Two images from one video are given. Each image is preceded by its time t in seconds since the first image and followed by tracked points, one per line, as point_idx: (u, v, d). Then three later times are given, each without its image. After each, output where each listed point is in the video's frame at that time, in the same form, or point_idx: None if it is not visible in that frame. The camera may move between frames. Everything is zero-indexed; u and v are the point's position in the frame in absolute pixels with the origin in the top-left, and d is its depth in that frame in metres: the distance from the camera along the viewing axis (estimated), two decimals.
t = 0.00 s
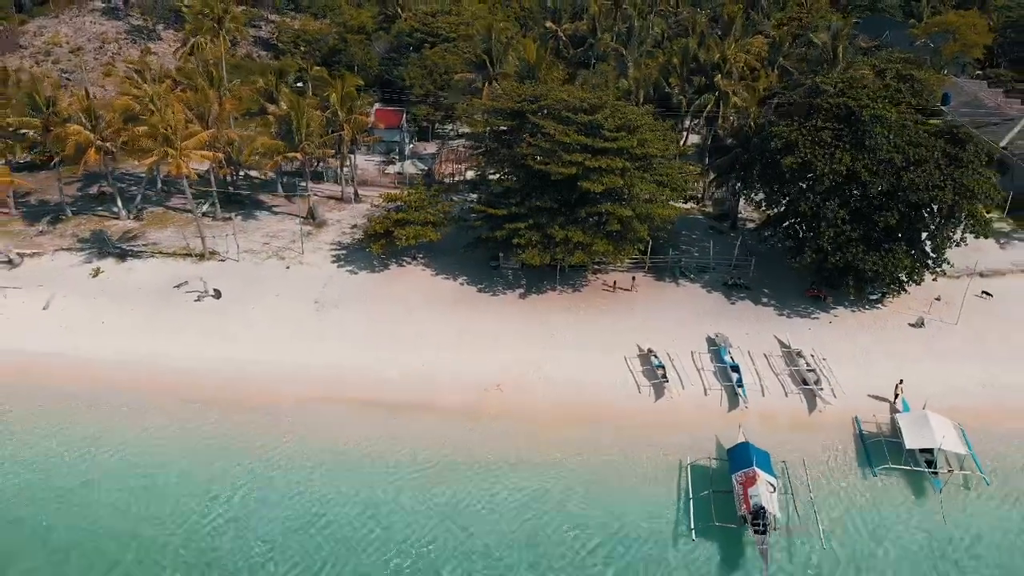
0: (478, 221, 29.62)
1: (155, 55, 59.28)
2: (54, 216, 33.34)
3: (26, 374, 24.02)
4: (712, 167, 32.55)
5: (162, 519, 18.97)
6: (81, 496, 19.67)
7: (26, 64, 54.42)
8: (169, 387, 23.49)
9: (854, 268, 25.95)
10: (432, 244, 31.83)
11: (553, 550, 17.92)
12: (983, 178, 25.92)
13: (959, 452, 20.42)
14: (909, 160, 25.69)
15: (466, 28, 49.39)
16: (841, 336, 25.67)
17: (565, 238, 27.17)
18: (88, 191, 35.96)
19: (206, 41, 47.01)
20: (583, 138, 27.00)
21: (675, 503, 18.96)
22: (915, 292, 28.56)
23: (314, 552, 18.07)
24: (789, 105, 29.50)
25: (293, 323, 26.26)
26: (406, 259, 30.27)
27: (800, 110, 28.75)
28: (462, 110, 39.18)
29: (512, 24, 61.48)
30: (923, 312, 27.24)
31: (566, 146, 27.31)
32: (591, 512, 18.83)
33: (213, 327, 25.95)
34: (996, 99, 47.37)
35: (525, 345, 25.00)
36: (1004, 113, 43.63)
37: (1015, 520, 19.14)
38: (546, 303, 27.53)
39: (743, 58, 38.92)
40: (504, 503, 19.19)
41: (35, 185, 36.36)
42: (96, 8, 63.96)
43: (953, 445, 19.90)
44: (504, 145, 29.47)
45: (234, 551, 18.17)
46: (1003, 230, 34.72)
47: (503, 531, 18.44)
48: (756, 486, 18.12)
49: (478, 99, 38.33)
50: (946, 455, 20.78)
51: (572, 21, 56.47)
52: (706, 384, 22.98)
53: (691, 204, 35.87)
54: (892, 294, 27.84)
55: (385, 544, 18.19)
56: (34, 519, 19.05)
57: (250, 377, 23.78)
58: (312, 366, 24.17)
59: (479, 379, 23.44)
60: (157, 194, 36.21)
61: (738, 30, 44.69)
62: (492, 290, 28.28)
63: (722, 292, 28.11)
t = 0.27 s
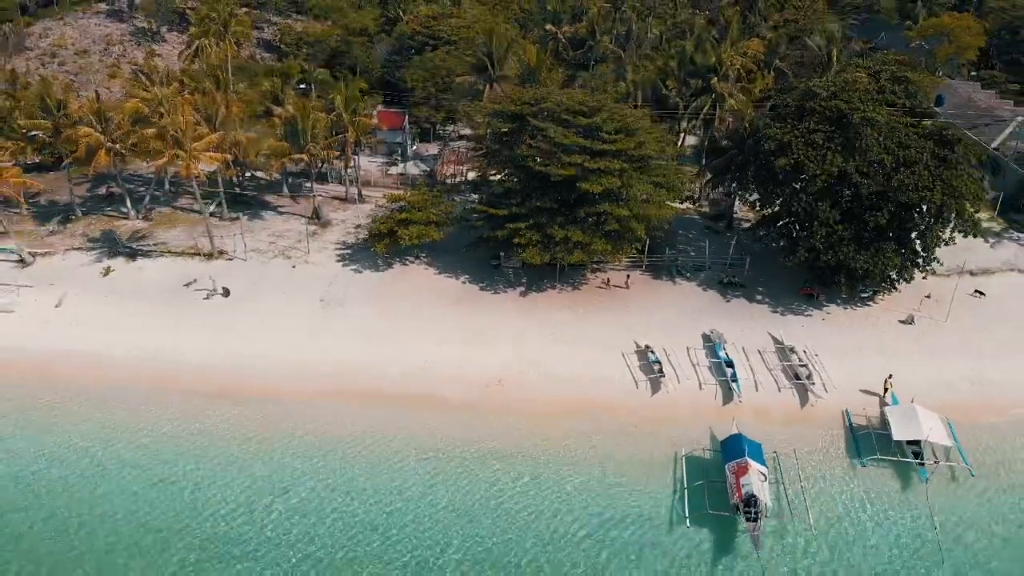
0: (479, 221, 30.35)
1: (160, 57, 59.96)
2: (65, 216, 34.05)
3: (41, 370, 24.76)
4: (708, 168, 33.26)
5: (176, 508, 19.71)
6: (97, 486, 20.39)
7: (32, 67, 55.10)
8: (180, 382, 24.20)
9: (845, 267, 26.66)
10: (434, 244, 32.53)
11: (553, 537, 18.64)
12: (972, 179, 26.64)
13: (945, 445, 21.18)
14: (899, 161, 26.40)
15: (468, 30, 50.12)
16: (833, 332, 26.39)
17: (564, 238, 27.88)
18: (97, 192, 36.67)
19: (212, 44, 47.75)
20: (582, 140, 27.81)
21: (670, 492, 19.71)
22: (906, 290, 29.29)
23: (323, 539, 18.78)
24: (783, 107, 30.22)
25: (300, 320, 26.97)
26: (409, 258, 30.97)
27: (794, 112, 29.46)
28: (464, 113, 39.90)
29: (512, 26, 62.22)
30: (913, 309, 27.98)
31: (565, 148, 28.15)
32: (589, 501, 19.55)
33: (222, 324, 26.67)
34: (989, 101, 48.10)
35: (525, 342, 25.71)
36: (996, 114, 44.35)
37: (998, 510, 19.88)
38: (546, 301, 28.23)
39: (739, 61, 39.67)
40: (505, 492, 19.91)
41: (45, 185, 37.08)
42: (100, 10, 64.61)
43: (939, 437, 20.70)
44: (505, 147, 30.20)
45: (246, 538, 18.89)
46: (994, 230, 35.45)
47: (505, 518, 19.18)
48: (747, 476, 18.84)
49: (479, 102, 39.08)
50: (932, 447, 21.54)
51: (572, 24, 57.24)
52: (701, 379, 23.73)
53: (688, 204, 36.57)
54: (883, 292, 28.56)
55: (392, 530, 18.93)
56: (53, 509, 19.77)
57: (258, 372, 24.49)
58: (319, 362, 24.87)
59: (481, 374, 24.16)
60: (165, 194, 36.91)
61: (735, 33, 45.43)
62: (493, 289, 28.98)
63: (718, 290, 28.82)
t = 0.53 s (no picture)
0: (481, 221, 31.18)
1: (165, 60, 60.73)
2: (76, 216, 34.87)
3: (57, 365, 25.59)
4: (704, 168, 34.10)
5: (190, 496, 20.54)
6: (115, 476, 21.22)
7: (38, 69, 55.84)
8: (192, 376, 25.04)
9: (836, 265, 27.51)
10: (437, 243, 33.34)
11: (551, 523, 19.47)
12: (958, 180, 27.50)
13: (931, 436, 21.97)
14: (888, 162, 27.26)
15: (469, 33, 50.99)
16: (824, 328, 27.22)
17: (564, 237, 28.71)
18: (107, 192, 37.47)
19: (217, 47, 48.58)
20: (580, 142, 28.61)
21: (664, 480, 20.57)
22: (895, 287, 30.13)
23: (331, 524, 19.60)
24: (777, 110, 31.08)
25: (308, 316, 27.81)
26: (413, 257, 31.80)
27: (786, 115, 30.32)
28: (465, 115, 40.76)
29: (513, 29, 63.11)
30: (902, 306, 28.82)
31: (565, 150, 28.94)
32: (587, 488, 20.41)
33: (232, 320, 27.51)
34: (981, 102, 49.00)
35: (526, 337, 26.54)
36: (987, 115, 45.25)
37: (980, 497, 20.73)
38: (546, 298, 29.05)
39: (734, 65, 40.50)
40: (506, 480, 20.76)
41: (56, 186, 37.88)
42: (105, 12, 65.36)
43: (923, 428, 21.48)
44: (506, 149, 31.05)
45: (258, 523, 19.71)
46: (983, 229, 36.30)
47: (506, 505, 20.01)
48: (739, 463, 19.71)
49: (481, 104, 39.94)
50: (918, 438, 22.34)
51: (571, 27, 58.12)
52: (695, 372, 24.59)
53: (685, 204, 37.41)
54: (874, 289, 29.39)
55: (397, 516, 19.75)
56: (72, 497, 20.60)
57: (268, 366, 25.33)
58: (327, 357, 25.71)
59: (484, 368, 25.00)
60: (173, 194, 37.72)
61: (732, 36, 46.33)
62: (495, 286, 29.82)
63: (712, 288, 29.66)
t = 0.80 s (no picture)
0: (483, 221, 31.92)
1: (169, 61, 61.42)
2: (86, 216, 35.58)
3: (71, 361, 26.35)
4: (700, 169, 34.84)
5: (202, 485, 21.29)
6: (130, 467, 21.98)
7: (45, 70, 56.52)
8: (202, 371, 25.78)
9: (828, 263, 28.26)
10: (439, 242, 34.05)
11: (550, 511, 20.21)
12: (947, 180, 28.25)
13: (918, 428, 22.67)
14: (879, 164, 28.02)
15: (470, 36, 51.73)
16: (816, 325, 27.97)
17: (564, 236, 29.44)
18: (115, 192, 38.19)
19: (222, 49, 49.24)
20: (579, 144, 29.34)
21: (660, 470, 21.33)
22: (887, 285, 30.87)
23: (338, 512, 20.35)
24: (771, 113, 31.83)
25: (314, 314, 28.55)
26: (416, 256, 32.52)
27: (780, 117, 31.08)
28: (467, 117, 41.50)
29: (513, 31, 63.83)
30: (893, 303, 29.56)
31: (565, 151, 29.65)
32: (584, 478, 21.16)
33: (240, 318, 28.24)
34: (975, 104, 49.76)
35: (526, 334, 27.27)
36: (980, 117, 46.01)
37: (965, 487, 21.47)
38: (546, 296, 29.78)
39: (731, 67, 41.23)
40: (507, 470, 21.52)
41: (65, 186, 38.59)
42: (110, 14, 66.00)
43: (911, 420, 22.18)
44: (507, 150, 31.77)
45: (267, 511, 20.44)
46: (975, 229, 37.05)
47: (507, 494, 20.76)
48: (732, 454, 20.39)
49: (482, 106, 40.68)
50: (907, 430, 23.02)
51: (570, 29, 58.88)
52: (691, 367, 25.35)
53: (682, 205, 38.14)
54: (865, 287, 30.14)
55: (402, 504, 20.51)
56: (88, 487, 21.34)
57: (276, 362, 26.07)
58: (333, 352, 26.45)
59: (485, 364, 25.76)
60: (181, 195, 38.44)
61: (729, 38, 47.08)
62: (496, 284, 30.55)
63: (708, 286, 30.40)
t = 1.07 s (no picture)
0: (484, 220, 32.66)
1: (173, 63, 62.25)
2: (95, 216, 36.33)
3: (84, 357, 27.13)
4: (697, 170, 35.60)
5: (213, 476, 22.08)
6: (143, 458, 22.76)
7: (51, 73, 57.35)
8: (211, 367, 26.53)
9: (821, 262, 29.01)
10: (442, 242, 34.77)
11: (549, 500, 20.98)
12: (937, 181, 29.01)
13: (907, 421, 23.38)
14: (870, 165, 28.79)
15: (471, 38, 52.50)
16: (809, 321, 28.73)
17: (563, 235, 30.19)
18: (123, 193, 38.92)
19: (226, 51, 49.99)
20: (578, 145, 30.11)
21: (656, 461, 22.09)
22: (879, 283, 31.62)
23: (344, 501, 21.13)
24: (766, 114, 32.60)
25: (321, 311, 29.30)
26: (419, 255, 33.27)
27: (775, 118, 31.83)
28: (469, 119, 42.27)
29: (513, 33, 64.64)
30: (885, 301, 30.31)
31: (564, 153, 30.40)
32: (583, 469, 21.94)
33: (248, 315, 29.00)
34: (969, 105, 50.49)
35: (526, 331, 28.01)
36: (973, 118, 46.79)
37: (951, 478, 22.21)
38: (546, 294, 30.53)
39: (727, 70, 41.96)
40: (508, 461, 22.31)
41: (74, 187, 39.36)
42: (115, 16, 66.81)
43: (900, 413, 22.91)
44: (508, 152, 32.54)
45: (276, 500, 21.22)
46: (967, 228, 37.80)
47: (508, 484, 21.53)
48: (726, 444, 21.18)
49: (483, 108, 41.46)
50: (896, 423, 23.73)
51: (570, 32, 59.67)
52: (686, 363, 26.09)
53: (679, 205, 38.86)
54: (858, 285, 30.89)
55: (406, 494, 21.30)
56: (103, 478, 22.12)
57: (284, 357, 26.84)
58: (339, 348, 27.20)
59: (488, 359, 26.51)
60: (187, 195, 39.15)
61: (725, 41, 47.87)
62: (497, 283, 31.29)
63: (704, 284, 31.15)
